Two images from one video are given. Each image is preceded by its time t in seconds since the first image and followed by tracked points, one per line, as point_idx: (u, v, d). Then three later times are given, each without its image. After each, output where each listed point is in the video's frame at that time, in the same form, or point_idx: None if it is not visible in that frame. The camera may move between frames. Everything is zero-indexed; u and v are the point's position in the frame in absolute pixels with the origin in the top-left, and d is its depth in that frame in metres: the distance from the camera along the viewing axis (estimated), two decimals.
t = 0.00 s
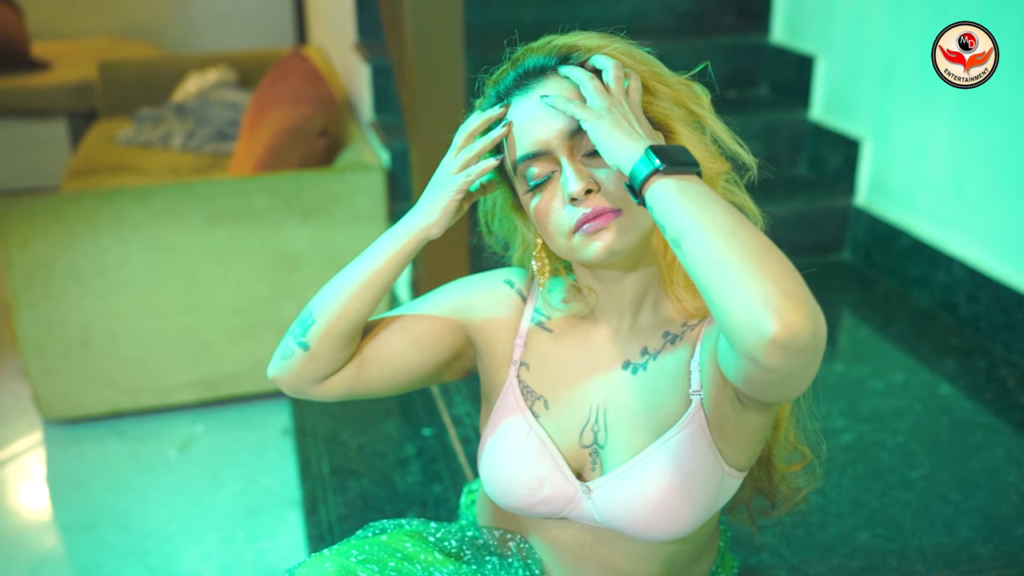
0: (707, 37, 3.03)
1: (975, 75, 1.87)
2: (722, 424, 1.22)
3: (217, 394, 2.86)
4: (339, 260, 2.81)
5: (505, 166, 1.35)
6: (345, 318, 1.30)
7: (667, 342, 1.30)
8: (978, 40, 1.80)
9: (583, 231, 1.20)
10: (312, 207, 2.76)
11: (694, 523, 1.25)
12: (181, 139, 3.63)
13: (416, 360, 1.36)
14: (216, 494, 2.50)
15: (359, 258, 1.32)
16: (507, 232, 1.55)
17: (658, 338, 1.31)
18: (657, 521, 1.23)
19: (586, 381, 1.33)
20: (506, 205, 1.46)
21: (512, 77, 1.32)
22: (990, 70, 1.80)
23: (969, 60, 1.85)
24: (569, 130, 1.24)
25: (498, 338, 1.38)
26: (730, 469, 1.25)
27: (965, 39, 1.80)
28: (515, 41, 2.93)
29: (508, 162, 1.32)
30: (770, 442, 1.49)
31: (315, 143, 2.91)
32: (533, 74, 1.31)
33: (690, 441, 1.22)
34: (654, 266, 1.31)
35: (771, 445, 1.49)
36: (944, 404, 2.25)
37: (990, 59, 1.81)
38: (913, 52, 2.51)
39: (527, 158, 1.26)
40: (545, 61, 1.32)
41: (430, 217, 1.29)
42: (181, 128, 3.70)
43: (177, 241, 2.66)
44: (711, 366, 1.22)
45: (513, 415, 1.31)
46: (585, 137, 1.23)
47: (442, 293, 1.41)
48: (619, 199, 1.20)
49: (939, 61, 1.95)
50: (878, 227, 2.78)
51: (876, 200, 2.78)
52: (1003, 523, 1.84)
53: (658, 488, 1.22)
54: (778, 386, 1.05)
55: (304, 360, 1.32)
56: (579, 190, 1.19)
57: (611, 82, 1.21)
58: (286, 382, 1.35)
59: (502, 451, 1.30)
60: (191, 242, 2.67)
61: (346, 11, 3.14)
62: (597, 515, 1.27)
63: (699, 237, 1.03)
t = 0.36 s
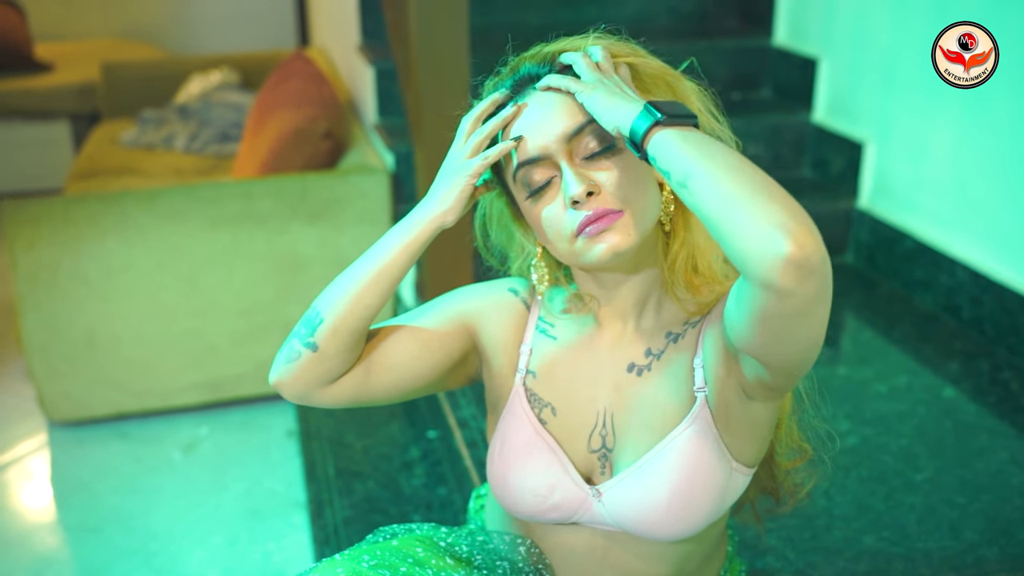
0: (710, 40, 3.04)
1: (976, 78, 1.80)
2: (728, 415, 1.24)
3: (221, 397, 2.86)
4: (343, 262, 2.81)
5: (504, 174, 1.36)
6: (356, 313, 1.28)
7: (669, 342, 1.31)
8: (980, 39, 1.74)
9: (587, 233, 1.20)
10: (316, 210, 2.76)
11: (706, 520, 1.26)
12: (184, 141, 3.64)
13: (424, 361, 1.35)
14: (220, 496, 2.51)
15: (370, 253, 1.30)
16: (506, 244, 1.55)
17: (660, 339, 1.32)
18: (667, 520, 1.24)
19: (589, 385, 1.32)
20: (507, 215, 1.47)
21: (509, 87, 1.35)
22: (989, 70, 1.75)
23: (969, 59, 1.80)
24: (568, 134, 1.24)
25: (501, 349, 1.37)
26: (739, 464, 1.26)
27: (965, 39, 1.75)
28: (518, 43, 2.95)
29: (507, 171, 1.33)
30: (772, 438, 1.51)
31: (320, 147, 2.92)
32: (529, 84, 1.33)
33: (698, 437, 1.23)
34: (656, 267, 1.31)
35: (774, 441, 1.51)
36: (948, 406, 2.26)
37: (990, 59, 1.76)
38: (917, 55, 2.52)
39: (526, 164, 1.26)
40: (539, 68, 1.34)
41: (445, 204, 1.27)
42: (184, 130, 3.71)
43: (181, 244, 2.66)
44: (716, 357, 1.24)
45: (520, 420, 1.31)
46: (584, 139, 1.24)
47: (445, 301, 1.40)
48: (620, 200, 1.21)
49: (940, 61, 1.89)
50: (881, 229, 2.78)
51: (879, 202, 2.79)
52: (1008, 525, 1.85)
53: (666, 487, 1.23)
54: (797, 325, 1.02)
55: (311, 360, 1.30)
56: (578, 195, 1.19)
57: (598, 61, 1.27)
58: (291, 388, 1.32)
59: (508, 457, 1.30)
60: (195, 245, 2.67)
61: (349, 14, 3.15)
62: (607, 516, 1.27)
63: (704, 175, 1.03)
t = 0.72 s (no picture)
0: (715, 41, 3.04)
1: (975, 79, 1.76)
2: (736, 407, 1.23)
3: (226, 398, 2.86)
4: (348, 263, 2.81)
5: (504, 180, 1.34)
6: (371, 303, 1.28)
7: (674, 335, 1.30)
8: (978, 39, 1.71)
9: (596, 234, 1.19)
10: (321, 210, 2.76)
11: (720, 514, 1.26)
12: (187, 142, 3.64)
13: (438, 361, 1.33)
14: (226, 497, 2.51)
15: (380, 243, 1.30)
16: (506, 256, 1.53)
17: (666, 334, 1.30)
18: (680, 516, 1.24)
19: (597, 387, 1.31)
20: (510, 224, 1.45)
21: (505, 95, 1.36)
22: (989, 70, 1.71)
23: (968, 59, 1.75)
24: (569, 137, 1.24)
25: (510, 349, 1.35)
26: (749, 458, 1.26)
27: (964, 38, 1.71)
28: (523, 43, 2.95)
29: (508, 178, 1.31)
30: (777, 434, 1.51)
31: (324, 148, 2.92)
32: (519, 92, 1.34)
33: (706, 432, 1.23)
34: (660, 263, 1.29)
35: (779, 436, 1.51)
36: (953, 408, 2.26)
37: (990, 58, 1.72)
38: (921, 55, 2.52)
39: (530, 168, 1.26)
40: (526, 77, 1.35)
41: (456, 184, 1.28)
42: (187, 130, 3.71)
43: (186, 245, 2.66)
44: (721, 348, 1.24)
45: (528, 424, 1.30)
46: (586, 142, 1.24)
47: (454, 306, 1.39)
48: (626, 199, 1.19)
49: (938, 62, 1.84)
50: (885, 230, 2.79)
51: (883, 204, 2.80)
52: (1015, 526, 1.86)
53: (677, 482, 1.23)
54: (804, 263, 1.01)
55: (328, 358, 1.28)
56: (584, 198, 1.19)
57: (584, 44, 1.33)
58: (306, 391, 1.30)
59: (517, 463, 1.30)
60: (200, 246, 2.67)
61: (354, 15, 3.15)
62: (622, 516, 1.28)
63: (706, 114, 1.06)
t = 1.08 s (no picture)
0: (717, 41, 3.04)
1: (974, 82, 1.55)
2: (747, 397, 1.22)
3: (230, 398, 2.85)
4: (352, 262, 2.80)
5: (504, 190, 1.32)
6: (389, 296, 1.26)
7: (682, 331, 1.27)
8: (978, 39, 1.52)
9: (602, 237, 1.17)
10: (324, 210, 2.75)
11: (737, 506, 1.25)
12: (188, 141, 3.63)
13: (458, 356, 1.31)
14: (230, 497, 2.50)
15: (387, 236, 1.29)
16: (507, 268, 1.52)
17: (674, 327, 1.27)
18: (697, 510, 1.23)
19: (607, 388, 1.29)
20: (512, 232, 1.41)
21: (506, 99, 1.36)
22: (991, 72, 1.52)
23: (969, 59, 1.55)
24: (570, 140, 1.23)
25: (520, 348, 1.34)
26: (763, 448, 1.25)
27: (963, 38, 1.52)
28: (526, 42, 2.95)
29: (509, 188, 1.29)
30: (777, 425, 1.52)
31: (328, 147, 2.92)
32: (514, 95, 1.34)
33: (719, 423, 1.23)
34: (666, 261, 1.26)
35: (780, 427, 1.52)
36: (960, 407, 2.26)
37: (991, 59, 1.53)
38: (925, 53, 2.51)
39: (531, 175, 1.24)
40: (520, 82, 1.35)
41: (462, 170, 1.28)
42: (188, 129, 3.70)
43: (189, 244, 2.65)
44: (730, 333, 1.23)
45: (540, 426, 1.30)
46: (586, 145, 1.22)
47: (467, 306, 1.38)
48: (630, 200, 1.18)
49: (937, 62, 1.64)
50: (889, 229, 2.79)
51: (886, 203, 2.79)
52: None
53: (692, 476, 1.22)
54: (800, 209, 1.02)
55: (351, 359, 1.26)
56: (589, 201, 1.17)
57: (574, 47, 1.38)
58: (331, 396, 1.28)
59: (531, 469, 1.29)
60: (203, 246, 2.66)
61: (355, 14, 3.14)
62: (639, 515, 1.27)
63: (696, 74, 1.10)
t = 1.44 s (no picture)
0: (714, 39, 3.04)
1: (975, 82, 1.49)
2: (753, 380, 1.21)
3: (227, 398, 2.84)
4: (350, 262, 2.80)
5: (500, 194, 1.29)
6: (400, 286, 1.25)
7: (686, 323, 1.26)
8: (980, 39, 1.46)
9: (603, 238, 1.16)
10: (322, 209, 2.74)
11: (749, 496, 1.25)
12: (183, 141, 3.61)
13: (470, 352, 1.28)
14: (229, 498, 2.49)
15: (391, 230, 1.28)
16: (498, 272, 1.50)
17: (677, 319, 1.27)
18: (708, 503, 1.23)
19: (613, 385, 1.29)
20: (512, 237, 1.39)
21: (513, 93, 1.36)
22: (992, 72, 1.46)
23: (969, 59, 1.49)
24: (564, 142, 1.20)
25: (523, 347, 1.32)
26: (772, 438, 1.24)
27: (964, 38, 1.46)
28: (523, 41, 2.94)
29: (507, 195, 1.27)
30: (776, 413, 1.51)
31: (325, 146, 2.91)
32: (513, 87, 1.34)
33: (727, 414, 1.22)
34: (666, 259, 1.25)
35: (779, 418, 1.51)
36: (960, 403, 2.27)
37: (993, 59, 1.47)
38: (923, 51, 2.51)
39: (526, 180, 1.22)
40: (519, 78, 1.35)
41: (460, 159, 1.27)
42: (183, 129, 3.68)
43: (187, 244, 2.64)
44: (732, 318, 1.21)
45: (547, 427, 1.29)
46: (582, 146, 1.20)
47: (473, 307, 1.37)
48: (629, 198, 1.16)
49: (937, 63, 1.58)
50: (887, 227, 2.79)
51: (885, 201, 2.80)
52: None
53: (701, 470, 1.22)
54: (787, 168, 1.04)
55: (368, 351, 1.23)
56: (588, 203, 1.15)
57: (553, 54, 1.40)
58: (351, 392, 1.23)
59: (540, 471, 1.29)
60: (200, 245, 2.65)
61: (352, 13, 3.13)
62: (651, 511, 1.27)
63: (679, 50, 1.13)
